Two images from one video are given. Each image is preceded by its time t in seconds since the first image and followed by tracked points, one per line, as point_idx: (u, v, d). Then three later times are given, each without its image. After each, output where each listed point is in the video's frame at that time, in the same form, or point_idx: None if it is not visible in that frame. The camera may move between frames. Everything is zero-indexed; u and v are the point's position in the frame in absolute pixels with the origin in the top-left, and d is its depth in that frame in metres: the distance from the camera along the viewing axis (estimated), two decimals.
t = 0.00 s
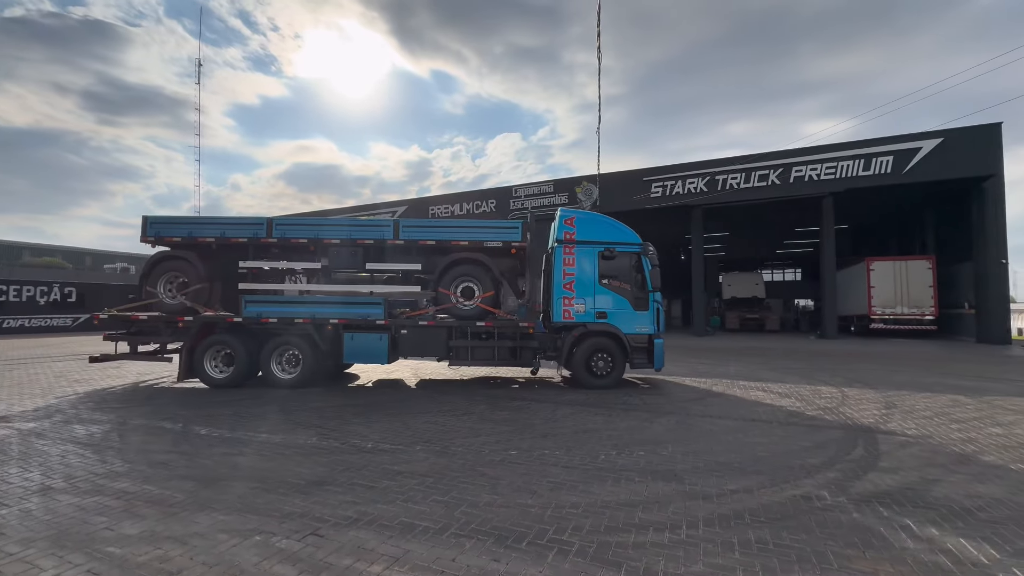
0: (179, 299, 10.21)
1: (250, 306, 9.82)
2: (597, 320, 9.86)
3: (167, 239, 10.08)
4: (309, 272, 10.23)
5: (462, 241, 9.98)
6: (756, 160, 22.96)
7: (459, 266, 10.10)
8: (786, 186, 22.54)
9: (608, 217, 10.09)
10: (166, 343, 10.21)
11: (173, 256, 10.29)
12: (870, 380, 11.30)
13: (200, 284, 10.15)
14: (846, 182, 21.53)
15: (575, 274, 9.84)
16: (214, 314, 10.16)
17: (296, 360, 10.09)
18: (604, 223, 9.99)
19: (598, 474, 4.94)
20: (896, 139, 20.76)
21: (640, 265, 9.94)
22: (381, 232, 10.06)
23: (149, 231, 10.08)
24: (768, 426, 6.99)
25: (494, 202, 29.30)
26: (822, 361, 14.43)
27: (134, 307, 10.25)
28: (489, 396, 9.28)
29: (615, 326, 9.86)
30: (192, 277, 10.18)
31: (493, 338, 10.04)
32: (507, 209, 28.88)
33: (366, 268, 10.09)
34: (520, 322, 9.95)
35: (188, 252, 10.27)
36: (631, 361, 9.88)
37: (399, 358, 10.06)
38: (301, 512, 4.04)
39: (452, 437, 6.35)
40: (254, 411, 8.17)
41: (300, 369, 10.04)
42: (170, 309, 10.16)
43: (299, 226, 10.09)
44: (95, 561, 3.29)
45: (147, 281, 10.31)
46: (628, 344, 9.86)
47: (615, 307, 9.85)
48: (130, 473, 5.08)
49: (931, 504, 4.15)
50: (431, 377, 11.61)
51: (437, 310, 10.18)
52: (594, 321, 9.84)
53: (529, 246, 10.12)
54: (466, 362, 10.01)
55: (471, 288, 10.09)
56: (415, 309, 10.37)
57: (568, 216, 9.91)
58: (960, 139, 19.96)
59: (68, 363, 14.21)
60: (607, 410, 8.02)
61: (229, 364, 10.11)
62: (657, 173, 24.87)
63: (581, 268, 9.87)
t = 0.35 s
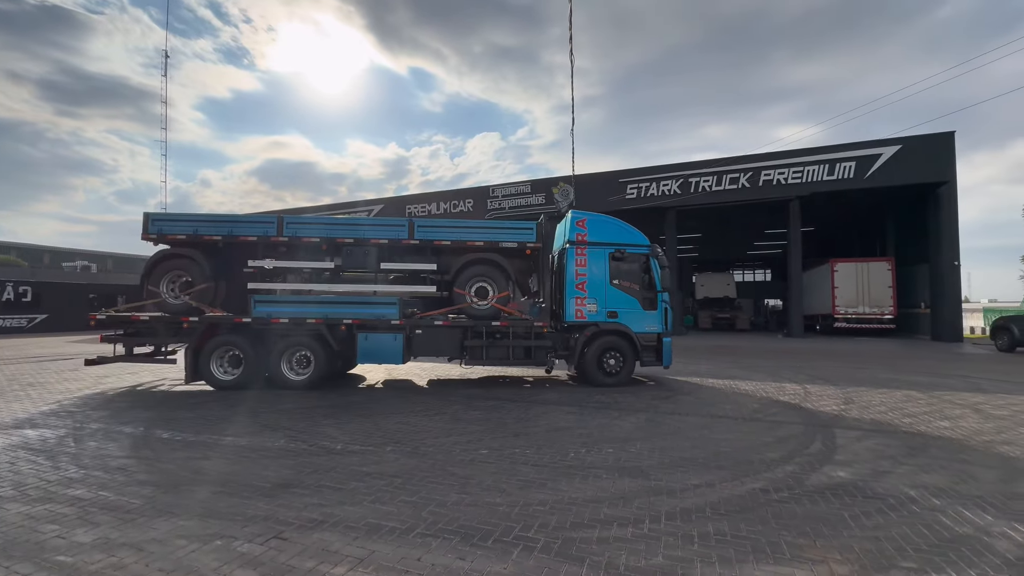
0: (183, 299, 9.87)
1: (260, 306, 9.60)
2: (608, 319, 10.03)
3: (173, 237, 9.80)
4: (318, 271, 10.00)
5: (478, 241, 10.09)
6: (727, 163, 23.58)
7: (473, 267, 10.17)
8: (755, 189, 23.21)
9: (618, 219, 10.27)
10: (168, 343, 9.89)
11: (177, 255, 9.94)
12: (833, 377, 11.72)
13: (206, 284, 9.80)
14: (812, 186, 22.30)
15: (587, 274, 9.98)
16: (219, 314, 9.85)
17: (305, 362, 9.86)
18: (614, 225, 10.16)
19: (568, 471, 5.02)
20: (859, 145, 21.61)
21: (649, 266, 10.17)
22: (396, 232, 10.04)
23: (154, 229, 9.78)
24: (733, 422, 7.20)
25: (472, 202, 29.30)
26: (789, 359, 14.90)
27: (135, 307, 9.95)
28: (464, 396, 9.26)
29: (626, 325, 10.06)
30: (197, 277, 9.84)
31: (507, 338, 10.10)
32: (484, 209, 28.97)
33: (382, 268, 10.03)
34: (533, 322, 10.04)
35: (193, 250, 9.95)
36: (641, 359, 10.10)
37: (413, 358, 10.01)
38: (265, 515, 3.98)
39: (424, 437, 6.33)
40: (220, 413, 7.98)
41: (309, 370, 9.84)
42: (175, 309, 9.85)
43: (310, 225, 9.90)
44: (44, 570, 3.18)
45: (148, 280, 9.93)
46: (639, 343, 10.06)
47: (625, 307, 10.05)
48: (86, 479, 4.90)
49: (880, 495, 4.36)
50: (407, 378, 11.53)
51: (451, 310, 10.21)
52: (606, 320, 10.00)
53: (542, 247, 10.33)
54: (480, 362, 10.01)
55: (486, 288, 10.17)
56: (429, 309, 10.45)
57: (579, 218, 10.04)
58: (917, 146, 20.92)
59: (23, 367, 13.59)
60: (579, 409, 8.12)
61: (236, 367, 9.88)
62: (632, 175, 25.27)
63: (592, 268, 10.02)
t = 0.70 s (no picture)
0: (191, 298, 9.53)
1: (274, 305, 9.44)
2: (620, 318, 10.34)
3: (179, 234, 9.34)
4: (327, 270, 9.69)
5: (495, 241, 10.03)
6: (702, 165, 24.02)
7: (490, 266, 10.10)
8: (729, 191, 23.71)
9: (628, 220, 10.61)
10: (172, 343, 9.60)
11: (184, 252, 9.51)
12: (800, 374, 12.06)
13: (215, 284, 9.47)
14: (783, 188, 22.89)
15: (599, 274, 10.27)
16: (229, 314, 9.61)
17: (318, 363, 9.68)
18: (625, 227, 10.48)
19: (540, 471, 5.00)
20: (827, 149, 22.30)
21: (658, 266, 10.54)
22: (413, 232, 9.80)
23: (160, 225, 9.32)
24: (704, 420, 7.33)
25: (450, 201, 29.16)
26: (759, 358, 15.27)
27: (139, 306, 9.55)
28: (439, 397, 9.16)
29: (637, 324, 10.39)
30: (206, 276, 9.49)
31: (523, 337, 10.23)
32: (463, 208, 28.87)
33: (397, 267, 9.83)
34: (549, 322, 10.21)
35: (200, 248, 9.52)
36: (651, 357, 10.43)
37: (428, 357, 9.96)
38: (224, 523, 3.83)
39: (395, 439, 6.24)
40: (185, 417, 7.71)
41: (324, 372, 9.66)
42: (181, 309, 9.50)
43: (322, 224, 9.56)
44: None
45: (152, 278, 9.49)
46: (649, 341, 10.41)
47: (636, 306, 10.38)
48: (34, 488, 4.64)
49: (841, 489, 4.47)
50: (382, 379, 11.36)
51: (467, 310, 10.17)
52: (618, 319, 10.30)
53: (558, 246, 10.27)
54: (496, 361, 10.11)
55: (502, 287, 10.14)
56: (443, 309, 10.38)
57: (591, 219, 10.32)
58: (881, 151, 21.70)
59: None
60: (554, 409, 8.11)
61: (247, 367, 9.69)
62: (609, 175, 25.54)
63: (604, 268, 10.32)
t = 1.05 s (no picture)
0: (195, 297, 9.12)
1: (282, 305, 9.08)
2: (630, 317, 10.45)
3: (182, 231, 8.88)
4: (334, 268, 9.39)
5: (508, 241, 9.94)
6: (677, 167, 24.35)
7: (503, 265, 10.03)
8: (704, 192, 24.09)
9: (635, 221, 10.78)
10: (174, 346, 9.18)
11: (187, 249, 9.07)
12: (772, 372, 12.28)
13: (221, 283, 9.07)
14: (755, 190, 23.37)
15: (609, 274, 10.38)
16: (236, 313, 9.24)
17: (329, 363, 9.45)
18: (633, 227, 10.64)
19: (510, 475, 4.86)
20: (796, 153, 22.89)
21: (666, 266, 10.73)
22: (427, 230, 9.63)
23: (161, 221, 8.88)
24: (678, 419, 7.33)
25: (426, 199, 28.89)
26: (731, 356, 15.51)
27: (139, 306, 9.08)
28: (410, 399, 8.93)
29: (646, 323, 10.52)
30: (211, 274, 9.06)
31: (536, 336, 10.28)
32: (439, 206, 28.59)
33: (410, 267, 9.64)
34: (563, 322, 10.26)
35: (203, 245, 9.08)
36: (659, 356, 10.57)
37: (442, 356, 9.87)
38: (166, 539, 3.56)
39: (363, 443, 6.02)
40: (140, 423, 7.30)
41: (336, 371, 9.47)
42: (184, 309, 9.07)
43: (335, 222, 9.35)
44: None
45: (154, 277, 9.05)
46: (659, 340, 10.55)
47: (645, 305, 10.53)
48: None
49: (810, 488, 4.47)
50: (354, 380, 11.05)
51: (480, 309, 10.11)
52: (628, 317, 10.40)
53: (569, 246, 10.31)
54: (510, 360, 10.12)
55: (515, 287, 10.14)
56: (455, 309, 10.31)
57: (601, 219, 10.44)
58: (848, 155, 22.38)
59: None
60: (527, 410, 7.99)
61: (254, 369, 9.31)
62: (586, 176, 25.68)
63: (614, 268, 10.44)
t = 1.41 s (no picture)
0: (197, 297, 8.78)
1: (290, 305, 8.90)
2: (636, 316, 10.78)
3: (182, 227, 8.54)
4: (338, 267, 9.15)
5: (518, 240, 9.97)
6: (648, 168, 24.63)
7: (513, 265, 10.12)
8: (674, 193, 24.43)
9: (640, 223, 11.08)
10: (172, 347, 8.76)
11: (188, 247, 8.73)
12: (739, 370, 12.45)
13: (225, 281, 8.79)
14: (724, 192, 23.83)
15: (616, 274, 10.65)
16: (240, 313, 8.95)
17: (335, 366, 9.31)
18: (638, 228, 10.93)
19: (472, 482, 4.66)
20: (762, 156, 23.46)
21: (669, 266, 11.08)
22: (438, 229, 9.51)
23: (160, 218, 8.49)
24: (646, 419, 7.28)
25: (397, 197, 28.40)
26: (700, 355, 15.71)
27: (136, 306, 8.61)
28: (372, 402, 8.62)
29: (651, 322, 10.88)
30: (214, 272, 8.77)
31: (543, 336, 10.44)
32: (411, 204, 28.15)
33: (421, 266, 9.50)
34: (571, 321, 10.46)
35: (205, 242, 8.74)
36: (662, 354, 10.94)
37: (451, 357, 9.91)
38: (82, 564, 3.20)
39: (318, 450, 5.71)
40: (77, 431, 6.78)
41: (343, 374, 9.36)
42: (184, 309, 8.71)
43: (342, 219, 9.14)
44: None
45: (152, 276, 8.67)
46: (663, 339, 10.93)
47: (650, 305, 10.88)
48: None
49: (773, 488, 4.44)
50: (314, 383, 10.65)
51: (490, 309, 10.20)
52: (634, 317, 10.76)
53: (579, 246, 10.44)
54: (518, 360, 10.25)
55: (525, 286, 10.25)
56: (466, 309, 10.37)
57: (608, 220, 10.67)
58: (811, 160, 23.08)
59: None
60: (494, 412, 7.80)
61: (258, 370, 9.06)
62: (558, 175, 25.72)
63: (621, 268, 10.71)
